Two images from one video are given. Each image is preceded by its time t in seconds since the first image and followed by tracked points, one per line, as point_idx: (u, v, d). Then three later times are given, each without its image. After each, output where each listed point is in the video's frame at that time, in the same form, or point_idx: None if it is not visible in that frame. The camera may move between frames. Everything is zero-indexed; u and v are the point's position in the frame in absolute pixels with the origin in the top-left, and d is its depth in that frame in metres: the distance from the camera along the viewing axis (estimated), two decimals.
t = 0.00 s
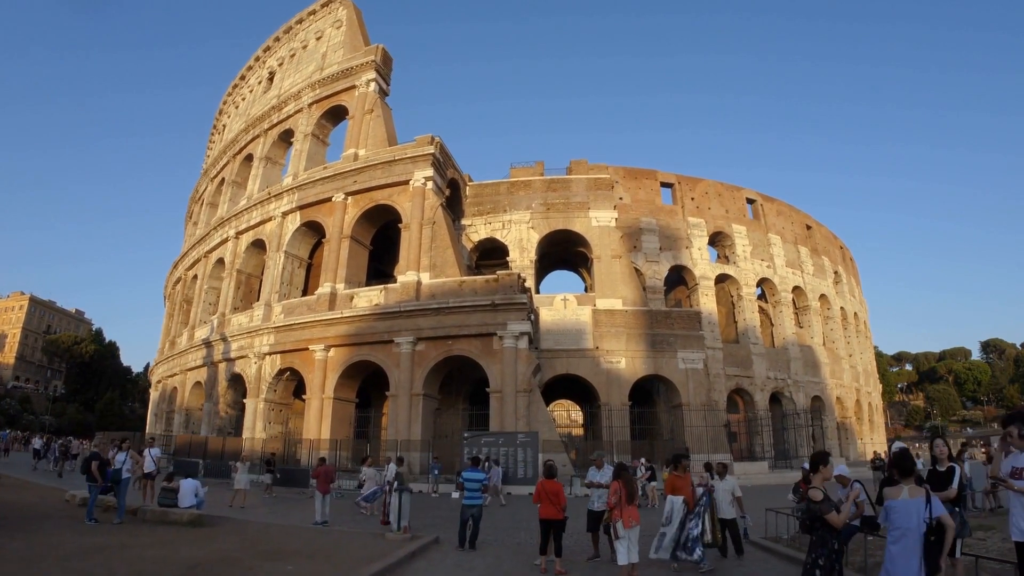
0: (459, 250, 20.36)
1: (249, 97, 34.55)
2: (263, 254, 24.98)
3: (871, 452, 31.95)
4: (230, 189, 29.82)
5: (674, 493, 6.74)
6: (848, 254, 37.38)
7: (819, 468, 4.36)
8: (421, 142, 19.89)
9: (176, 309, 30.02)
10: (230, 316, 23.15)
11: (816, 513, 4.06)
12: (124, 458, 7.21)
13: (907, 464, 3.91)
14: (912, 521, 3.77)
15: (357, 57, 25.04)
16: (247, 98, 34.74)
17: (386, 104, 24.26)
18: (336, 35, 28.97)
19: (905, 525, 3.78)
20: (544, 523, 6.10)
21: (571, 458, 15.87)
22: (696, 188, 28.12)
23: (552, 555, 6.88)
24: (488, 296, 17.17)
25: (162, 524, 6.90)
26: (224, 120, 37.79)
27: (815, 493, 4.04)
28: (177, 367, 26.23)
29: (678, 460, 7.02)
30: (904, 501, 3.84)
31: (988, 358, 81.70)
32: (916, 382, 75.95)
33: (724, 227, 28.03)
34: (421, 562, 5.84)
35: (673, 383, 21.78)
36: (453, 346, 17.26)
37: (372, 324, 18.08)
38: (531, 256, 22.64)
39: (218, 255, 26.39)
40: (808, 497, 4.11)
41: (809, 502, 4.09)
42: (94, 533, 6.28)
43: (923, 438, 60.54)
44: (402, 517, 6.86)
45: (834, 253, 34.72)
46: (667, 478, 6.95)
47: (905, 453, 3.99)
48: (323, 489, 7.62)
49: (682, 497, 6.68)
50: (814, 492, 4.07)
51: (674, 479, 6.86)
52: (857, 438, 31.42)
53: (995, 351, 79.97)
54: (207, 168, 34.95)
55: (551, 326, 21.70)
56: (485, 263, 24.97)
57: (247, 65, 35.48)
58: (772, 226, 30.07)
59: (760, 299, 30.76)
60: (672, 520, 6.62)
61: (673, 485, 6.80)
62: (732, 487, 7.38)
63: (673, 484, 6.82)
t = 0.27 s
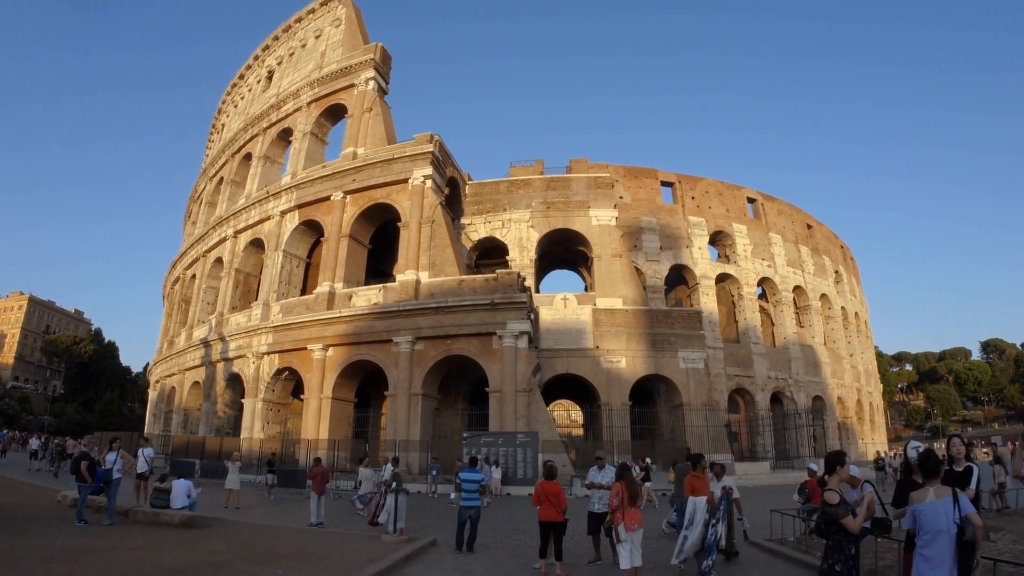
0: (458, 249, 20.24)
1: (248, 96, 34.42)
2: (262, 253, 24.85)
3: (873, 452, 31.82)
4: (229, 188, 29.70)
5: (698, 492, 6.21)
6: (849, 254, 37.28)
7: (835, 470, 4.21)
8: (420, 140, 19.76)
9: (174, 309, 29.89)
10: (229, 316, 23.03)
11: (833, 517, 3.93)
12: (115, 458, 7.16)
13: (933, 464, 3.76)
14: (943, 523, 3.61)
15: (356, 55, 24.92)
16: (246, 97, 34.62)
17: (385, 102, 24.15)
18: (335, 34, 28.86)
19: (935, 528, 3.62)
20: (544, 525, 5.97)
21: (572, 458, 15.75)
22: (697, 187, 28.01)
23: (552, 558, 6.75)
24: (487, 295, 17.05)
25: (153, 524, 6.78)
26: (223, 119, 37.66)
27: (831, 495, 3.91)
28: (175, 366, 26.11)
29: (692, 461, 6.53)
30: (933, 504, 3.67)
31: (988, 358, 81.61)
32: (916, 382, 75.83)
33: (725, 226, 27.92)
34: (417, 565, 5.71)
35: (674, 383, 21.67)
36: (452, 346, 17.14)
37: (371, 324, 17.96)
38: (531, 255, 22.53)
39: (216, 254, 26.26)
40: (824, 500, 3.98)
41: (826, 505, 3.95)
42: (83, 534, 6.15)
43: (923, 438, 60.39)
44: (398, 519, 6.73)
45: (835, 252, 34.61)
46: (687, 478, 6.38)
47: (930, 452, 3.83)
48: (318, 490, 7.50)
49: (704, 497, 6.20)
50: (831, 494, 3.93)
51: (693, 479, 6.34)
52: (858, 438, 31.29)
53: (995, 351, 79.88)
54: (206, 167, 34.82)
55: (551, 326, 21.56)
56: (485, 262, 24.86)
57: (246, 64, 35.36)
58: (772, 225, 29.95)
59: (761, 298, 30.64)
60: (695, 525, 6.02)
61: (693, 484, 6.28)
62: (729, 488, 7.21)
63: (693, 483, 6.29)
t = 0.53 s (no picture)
0: (458, 248, 20.13)
1: (247, 95, 34.31)
2: (261, 252, 24.75)
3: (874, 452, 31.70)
4: (228, 187, 29.59)
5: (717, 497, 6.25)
6: (850, 254, 37.14)
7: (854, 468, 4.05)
8: (419, 139, 19.65)
9: (173, 308, 29.78)
10: (227, 315, 22.93)
11: (851, 521, 3.81)
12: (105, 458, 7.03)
13: (965, 464, 3.58)
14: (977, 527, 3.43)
15: (355, 53, 24.81)
16: (245, 96, 34.52)
17: (384, 100, 24.03)
18: (335, 32, 28.74)
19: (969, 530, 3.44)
20: (545, 527, 5.85)
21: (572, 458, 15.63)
22: (697, 185, 27.88)
23: (553, 562, 6.62)
24: (487, 294, 16.93)
25: (145, 526, 6.66)
26: (222, 119, 37.56)
27: (849, 498, 3.78)
28: (173, 366, 26.02)
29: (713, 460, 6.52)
30: (968, 505, 3.49)
31: (989, 358, 81.42)
32: (917, 382, 75.66)
33: (726, 225, 27.79)
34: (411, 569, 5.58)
35: (675, 382, 21.55)
36: (451, 345, 17.03)
37: (370, 323, 17.84)
38: (531, 254, 22.40)
39: (214, 253, 26.16)
40: (842, 503, 3.86)
41: (845, 509, 3.82)
42: (74, 536, 6.06)
43: (924, 438, 60.26)
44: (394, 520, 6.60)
45: (836, 251, 34.48)
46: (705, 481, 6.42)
47: (962, 451, 3.65)
48: (314, 490, 7.39)
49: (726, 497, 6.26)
50: (848, 497, 3.81)
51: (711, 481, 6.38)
52: (859, 438, 31.16)
53: (996, 352, 79.69)
54: (205, 167, 34.71)
55: (551, 325, 21.43)
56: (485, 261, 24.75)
57: (245, 63, 35.26)
58: (773, 225, 29.81)
59: (762, 297, 30.51)
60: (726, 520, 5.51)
61: (711, 488, 6.31)
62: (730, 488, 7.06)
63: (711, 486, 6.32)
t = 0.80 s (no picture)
0: (458, 247, 20.02)
1: (246, 94, 34.20)
2: (260, 251, 24.64)
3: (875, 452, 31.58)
4: (227, 186, 29.49)
5: (745, 499, 5.55)
6: (852, 253, 37.00)
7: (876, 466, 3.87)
8: (419, 137, 19.53)
9: (172, 308, 29.67)
10: (226, 314, 22.82)
11: (873, 522, 3.62)
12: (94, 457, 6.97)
13: (994, 461, 3.45)
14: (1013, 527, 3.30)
15: (355, 52, 24.69)
16: (245, 95, 34.41)
17: (384, 99, 23.91)
18: (334, 31, 28.62)
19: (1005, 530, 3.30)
20: (545, 528, 5.72)
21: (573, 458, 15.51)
22: (698, 184, 27.75)
23: (554, 565, 6.50)
24: (487, 292, 16.81)
25: (135, 527, 6.57)
26: (222, 118, 37.45)
27: (872, 498, 3.60)
28: (172, 366, 25.92)
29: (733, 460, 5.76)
30: (1002, 505, 3.35)
31: (990, 358, 81.21)
32: (917, 382, 75.49)
33: (727, 224, 27.66)
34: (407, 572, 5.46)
35: (676, 382, 21.41)
36: (451, 344, 16.91)
37: (369, 322, 17.72)
38: (531, 253, 22.28)
39: (213, 253, 26.06)
40: (863, 504, 3.67)
41: (866, 509, 3.64)
42: (64, 537, 5.95)
43: (925, 438, 60.11)
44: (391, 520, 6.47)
45: (837, 250, 34.35)
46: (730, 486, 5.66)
47: (989, 447, 3.52)
48: (309, 490, 7.28)
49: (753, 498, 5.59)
50: (871, 497, 3.62)
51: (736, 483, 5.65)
52: (861, 438, 31.01)
53: (997, 351, 79.51)
54: (204, 166, 34.60)
55: (551, 324, 21.31)
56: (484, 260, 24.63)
57: (245, 62, 35.14)
58: (774, 224, 29.67)
59: (763, 297, 30.38)
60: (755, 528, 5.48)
61: (739, 489, 5.57)
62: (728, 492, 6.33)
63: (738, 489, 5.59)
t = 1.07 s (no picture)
0: (458, 246, 19.90)
1: (246, 93, 34.08)
2: (258, 251, 24.53)
3: (877, 452, 31.46)
4: (226, 185, 29.37)
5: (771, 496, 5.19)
6: (853, 252, 36.87)
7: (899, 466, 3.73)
8: (418, 135, 19.41)
9: (171, 308, 29.56)
10: (225, 314, 22.71)
11: (897, 527, 3.47)
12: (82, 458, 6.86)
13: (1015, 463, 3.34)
14: None
15: (354, 50, 24.57)
16: (244, 94, 34.29)
17: (383, 97, 23.79)
18: (333, 29, 28.50)
19: None
20: (546, 531, 5.61)
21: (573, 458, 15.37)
22: (699, 183, 27.62)
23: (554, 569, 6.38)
24: (487, 291, 16.69)
25: (127, 528, 6.50)
26: (221, 117, 37.33)
27: (895, 502, 3.48)
28: (171, 366, 25.83)
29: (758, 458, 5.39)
30: None
31: (991, 358, 81.00)
32: (918, 382, 75.32)
33: (727, 223, 27.53)
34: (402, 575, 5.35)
35: (677, 381, 21.28)
36: (450, 344, 16.79)
37: (368, 321, 17.60)
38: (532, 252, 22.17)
39: (212, 252, 25.96)
40: (886, 507, 3.55)
41: (889, 513, 3.51)
42: (53, 539, 5.85)
43: (926, 438, 59.95)
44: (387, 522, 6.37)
45: (839, 250, 34.21)
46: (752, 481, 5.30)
47: (1009, 449, 3.42)
48: (305, 491, 7.18)
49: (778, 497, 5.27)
50: (894, 501, 3.50)
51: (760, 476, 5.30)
52: (862, 438, 30.88)
53: (998, 351, 79.37)
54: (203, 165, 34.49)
55: (551, 323, 21.20)
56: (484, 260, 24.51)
57: (244, 61, 35.02)
58: (776, 223, 29.54)
59: (765, 296, 30.25)
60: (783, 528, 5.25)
61: (766, 487, 5.19)
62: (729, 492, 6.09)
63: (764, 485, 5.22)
